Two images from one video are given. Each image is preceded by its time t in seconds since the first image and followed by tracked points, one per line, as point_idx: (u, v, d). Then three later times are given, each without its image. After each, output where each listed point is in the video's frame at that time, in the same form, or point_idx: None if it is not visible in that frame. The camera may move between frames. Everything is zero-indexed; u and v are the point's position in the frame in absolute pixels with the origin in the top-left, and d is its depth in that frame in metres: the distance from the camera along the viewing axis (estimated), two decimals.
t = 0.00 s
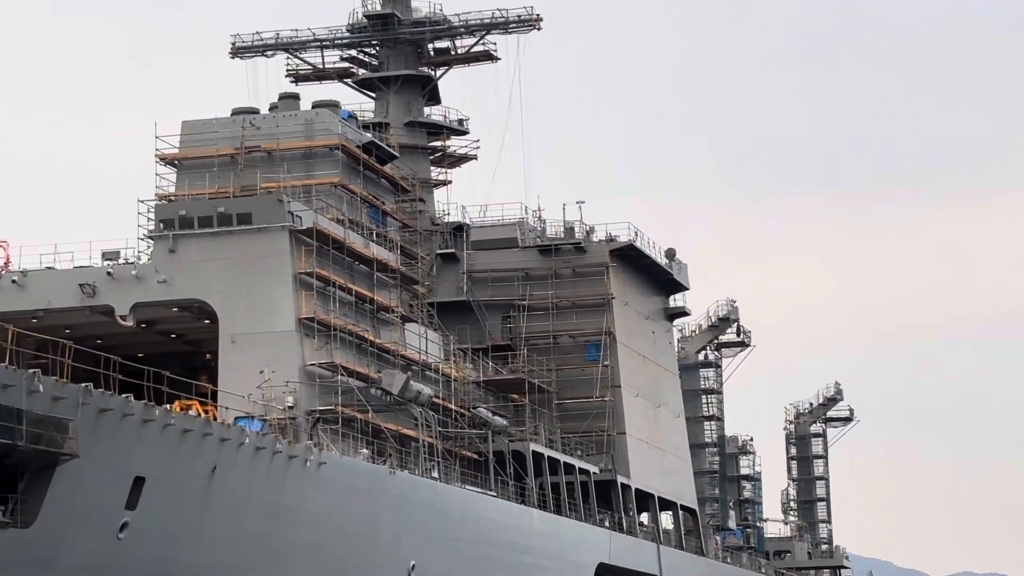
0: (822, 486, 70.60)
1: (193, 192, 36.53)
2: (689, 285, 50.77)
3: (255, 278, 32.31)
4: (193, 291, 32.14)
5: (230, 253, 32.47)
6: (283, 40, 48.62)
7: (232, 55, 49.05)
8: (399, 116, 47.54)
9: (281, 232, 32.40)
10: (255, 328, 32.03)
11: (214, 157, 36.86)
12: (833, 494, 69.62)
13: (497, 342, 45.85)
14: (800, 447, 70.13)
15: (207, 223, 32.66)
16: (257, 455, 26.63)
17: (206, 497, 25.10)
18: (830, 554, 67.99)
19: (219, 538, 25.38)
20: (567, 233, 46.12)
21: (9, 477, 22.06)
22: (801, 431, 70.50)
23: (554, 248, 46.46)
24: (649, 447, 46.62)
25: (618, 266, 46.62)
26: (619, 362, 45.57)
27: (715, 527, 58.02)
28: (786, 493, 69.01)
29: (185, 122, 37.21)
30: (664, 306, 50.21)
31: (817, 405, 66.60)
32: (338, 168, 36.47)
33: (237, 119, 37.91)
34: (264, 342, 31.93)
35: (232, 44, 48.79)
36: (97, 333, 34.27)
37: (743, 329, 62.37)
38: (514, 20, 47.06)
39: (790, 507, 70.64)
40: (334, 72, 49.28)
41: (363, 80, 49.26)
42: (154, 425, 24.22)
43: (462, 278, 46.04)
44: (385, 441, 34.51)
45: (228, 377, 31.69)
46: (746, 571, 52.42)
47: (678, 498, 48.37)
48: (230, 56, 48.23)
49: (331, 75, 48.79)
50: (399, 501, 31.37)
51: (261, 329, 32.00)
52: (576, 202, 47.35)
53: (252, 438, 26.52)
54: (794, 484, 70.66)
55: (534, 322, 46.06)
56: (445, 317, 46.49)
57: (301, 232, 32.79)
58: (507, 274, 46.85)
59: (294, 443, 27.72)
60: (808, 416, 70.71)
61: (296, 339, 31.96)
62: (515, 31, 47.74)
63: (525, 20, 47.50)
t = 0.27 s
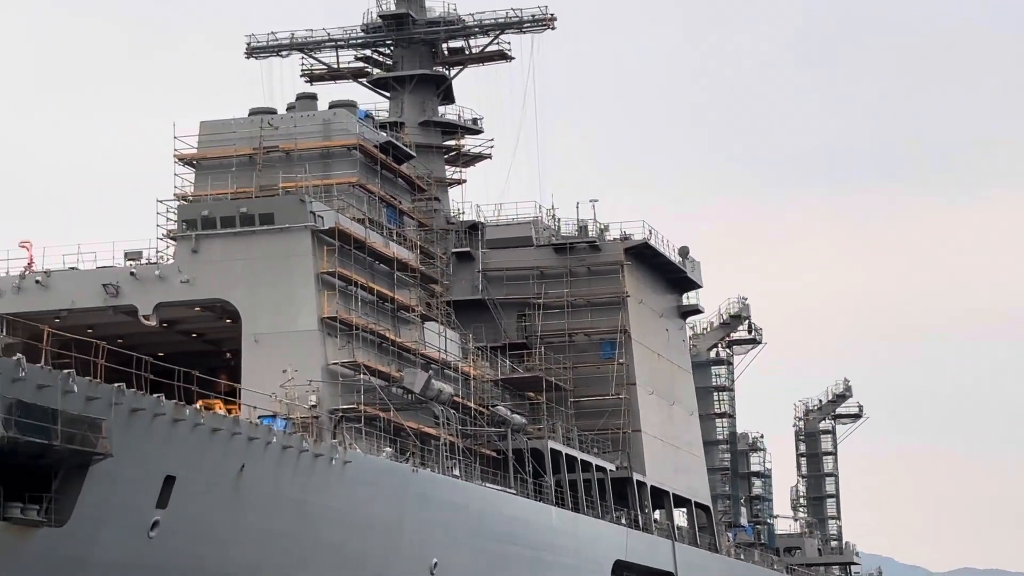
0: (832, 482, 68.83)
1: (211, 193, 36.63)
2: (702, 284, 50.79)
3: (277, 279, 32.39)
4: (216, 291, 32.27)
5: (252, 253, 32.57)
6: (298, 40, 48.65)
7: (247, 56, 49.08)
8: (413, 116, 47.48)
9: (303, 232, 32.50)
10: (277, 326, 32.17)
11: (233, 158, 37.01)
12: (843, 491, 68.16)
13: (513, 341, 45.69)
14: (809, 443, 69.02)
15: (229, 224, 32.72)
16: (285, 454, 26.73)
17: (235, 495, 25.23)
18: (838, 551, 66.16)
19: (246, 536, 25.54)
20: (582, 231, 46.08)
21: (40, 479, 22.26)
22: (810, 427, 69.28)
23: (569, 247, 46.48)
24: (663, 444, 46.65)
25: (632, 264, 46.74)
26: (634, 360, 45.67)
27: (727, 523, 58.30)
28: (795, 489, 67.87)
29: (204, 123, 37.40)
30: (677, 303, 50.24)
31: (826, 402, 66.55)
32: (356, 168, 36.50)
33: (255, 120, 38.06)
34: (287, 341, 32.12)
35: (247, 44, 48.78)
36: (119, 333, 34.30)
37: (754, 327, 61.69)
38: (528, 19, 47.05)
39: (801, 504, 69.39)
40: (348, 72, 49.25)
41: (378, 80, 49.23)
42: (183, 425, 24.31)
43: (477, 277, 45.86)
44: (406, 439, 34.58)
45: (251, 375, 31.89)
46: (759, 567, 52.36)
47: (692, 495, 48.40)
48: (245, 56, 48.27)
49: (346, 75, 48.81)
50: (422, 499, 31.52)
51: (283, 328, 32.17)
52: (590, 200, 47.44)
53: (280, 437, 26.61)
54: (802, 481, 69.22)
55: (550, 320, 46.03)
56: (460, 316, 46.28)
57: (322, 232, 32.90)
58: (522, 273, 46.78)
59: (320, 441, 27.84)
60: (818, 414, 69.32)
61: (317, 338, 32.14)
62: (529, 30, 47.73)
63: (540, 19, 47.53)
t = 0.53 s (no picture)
0: (843, 480, 68.49)
1: (230, 194, 36.75)
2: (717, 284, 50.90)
3: (301, 281, 32.49)
4: (240, 292, 32.39)
5: (276, 255, 32.68)
6: (314, 41, 48.70)
7: (264, 58, 49.13)
8: (429, 116, 47.45)
9: (326, 234, 32.60)
10: (301, 327, 32.26)
11: (253, 159, 37.08)
12: (853, 489, 67.64)
13: (530, 341, 45.70)
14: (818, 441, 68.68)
15: (253, 226, 32.87)
16: (313, 454, 26.91)
17: (264, 495, 25.40)
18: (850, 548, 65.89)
19: (276, 536, 25.71)
20: (598, 231, 46.13)
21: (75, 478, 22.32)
22: (820, 425, 68.96)
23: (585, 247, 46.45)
24: (679, 443, 46.71)
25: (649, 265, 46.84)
26: (650, 360, 45.77)
27: (739, 522, 58.38)
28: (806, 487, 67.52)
29: (223, 125, 37.47)
30: (692, 303, 50.34)
31: (837, 400, 66.63)
32: (375, 169, 36.58)
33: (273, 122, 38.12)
34: (311, 342, 32.20)
35: (263, 46, 48.83)
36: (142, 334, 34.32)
37: (767, 326, 61.56)
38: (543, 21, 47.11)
39: (811, 501, 69.08)
40: (364, 73, 49.30)
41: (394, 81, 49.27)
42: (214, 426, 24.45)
43: (494, 277, 45.91)
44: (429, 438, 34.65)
45: (276, 376, 31.97)
46: (774, 565, 52.42)
47: (707, 493, 48.52)
48: (261, 58, 48.33)
49: (362, 76, 48.83)
50: (446, 499, 31.73)
51: (307, 329, 32.24)
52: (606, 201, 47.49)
53: (308, 437, 26.78)
54: (812, 478, 68.87)
55: (567, 320, 46.12)
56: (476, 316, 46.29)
57: (346, 233, 33.02)
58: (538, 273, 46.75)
59: (347, 441, 28.04)
60: (828, 412, 69.01)
61: (342, 339, 32.21)
62: (544, 32, 47.79)
63: (555, 21, 47.56)
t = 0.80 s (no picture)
0: (855, 479, 68.23)
1: (251, 197, 36.86)
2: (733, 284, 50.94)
3: (326, 283, 32.53)
4: (265, 295, 32.49)
5: (300, 257, 32.76)
6: (332, 44, 48.69)
7: (281, 61, 49.14)
8: (446, 118, 47.34)
9: (350, 237, 32.62)
10: (327, 330, 32.28)
11: (274, 162, 37.12)
12: (866, 487, 67.55)
13: (547, 342, 46.07)
14: (832, 441, 68.55)
15: (278, 228, 33.03)
16: (341, 455, 27.09)
17: (295, 497, 25.56)
18: (861, 548, 65.28)
19: (308, 537, 25.85)
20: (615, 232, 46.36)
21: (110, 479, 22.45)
22: (833, 425, 68.78)
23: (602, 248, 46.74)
24: (696, 443, 46.73)
25: (666, 266, 46.89)
26: (668, 360, 45.77)
27: (755, 521, 58.36)
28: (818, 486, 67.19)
29: (244, 128, 37.52)
30: (708, 303, 50.35)
31: (849, 400, 66.54)
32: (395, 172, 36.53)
33: (294, 125, 38.16)
34: (337, 344, 32.20)
35: (281, 49, 48.84)
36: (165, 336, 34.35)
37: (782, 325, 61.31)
38: (560, 23, 47.07)
39: (825, 500, 68.75)
40: (382, 76, 49.28)
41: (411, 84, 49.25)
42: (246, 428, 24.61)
43: (512, 278, 46.25)
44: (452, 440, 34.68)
45: (303, 378, 31.98)
46: (790, 564, 52.47)
47: (725, 493, 48.57)
48: (279, 61, 48.34)
49: (380, 79, 48.78)
50: (471, 499, 31.95)
51: (332, 331, 32.26)
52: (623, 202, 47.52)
53: (337, 439, 26.96)
54: (825, 477, 68.62)
55: (585, 321, 46.32)
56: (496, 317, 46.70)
57: (370, 236, 33.04)
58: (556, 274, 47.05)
59: (375, 443, 28.24)
60: (841, 412, 68.56)
61: (366, 341, 32.21)
62: (561, 34, 47.75)
63: (572, 23, 47.51)
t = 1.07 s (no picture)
0: (871, 480, 68.17)
1: (274, 200, 36.97)
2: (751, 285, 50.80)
3: (351, 287, 32.57)
4: (291, 298, 32.59)
5: (326, 261, 32.83)
6: (352, 48, 48.68)
7: (301, 65, 49.19)
8: (465, 121, 47.15)
9: (375, 240, 32.69)
10: (353, 333, 32.28)
11: (297, 166, 37.19)
12: (881, 487, 67.43)
13: (567, 344, 46.19)
14: (846, 441, 68.40)
15: (304, 233, 33.10)
16: (371, 458, 27.42)
17: (327, 499, 25.86)
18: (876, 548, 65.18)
19: (340, 538, 26.11)
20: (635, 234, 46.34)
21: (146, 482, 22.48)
22: (847, 425, 68.62)
23: (622, 250, 46.85)
24: (716, 444, 46.80)
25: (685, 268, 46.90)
26: (688, 361, 45.77)
27: (773, 521, 58.36)
28: (833, 486, 66.99)
29: (267, 131, 37.60)
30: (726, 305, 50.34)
31: (864, 400, 66.45)
32: (417, 176, 36.46)
33: (317, 129, 38.23)
34: (364, 348, 32.21)
35: (300, 54, 48.89)
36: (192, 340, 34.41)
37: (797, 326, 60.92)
38: (579, 26, 47.07)
39: (839, 500, 68.65)
40: (401, 80, 49.31)
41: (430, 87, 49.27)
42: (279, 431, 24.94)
43: (532, 281, 46.61)
44: (479, 442, 34.71)
45: (331, 381, 32.02)
46: (808, 564, 52.50)
47: (744, 494, 48.60)
48: (298, 65, 48.38)
49: (399, 83, 48.79)
50: (498, 500, 32.17)
51: (358, 335, 32.27)
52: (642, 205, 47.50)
53: (367, 442, 27.28)
54: (840, 478, 68.53)
55: (605, 323, 46.40)
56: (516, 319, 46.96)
57: (395, 240, 33.07)
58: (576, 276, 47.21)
59: (404, 446, 28.56)
60: (854, 413, 68.40)
61: (393, 344, 32.23)
62: (580, 37, 47.75)
63: (591, 27, 47.43)
